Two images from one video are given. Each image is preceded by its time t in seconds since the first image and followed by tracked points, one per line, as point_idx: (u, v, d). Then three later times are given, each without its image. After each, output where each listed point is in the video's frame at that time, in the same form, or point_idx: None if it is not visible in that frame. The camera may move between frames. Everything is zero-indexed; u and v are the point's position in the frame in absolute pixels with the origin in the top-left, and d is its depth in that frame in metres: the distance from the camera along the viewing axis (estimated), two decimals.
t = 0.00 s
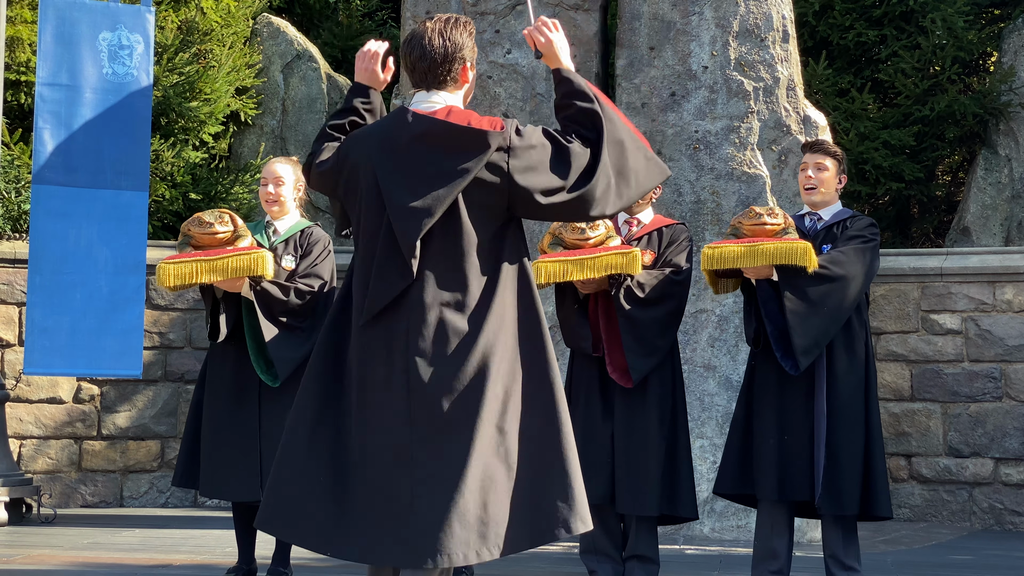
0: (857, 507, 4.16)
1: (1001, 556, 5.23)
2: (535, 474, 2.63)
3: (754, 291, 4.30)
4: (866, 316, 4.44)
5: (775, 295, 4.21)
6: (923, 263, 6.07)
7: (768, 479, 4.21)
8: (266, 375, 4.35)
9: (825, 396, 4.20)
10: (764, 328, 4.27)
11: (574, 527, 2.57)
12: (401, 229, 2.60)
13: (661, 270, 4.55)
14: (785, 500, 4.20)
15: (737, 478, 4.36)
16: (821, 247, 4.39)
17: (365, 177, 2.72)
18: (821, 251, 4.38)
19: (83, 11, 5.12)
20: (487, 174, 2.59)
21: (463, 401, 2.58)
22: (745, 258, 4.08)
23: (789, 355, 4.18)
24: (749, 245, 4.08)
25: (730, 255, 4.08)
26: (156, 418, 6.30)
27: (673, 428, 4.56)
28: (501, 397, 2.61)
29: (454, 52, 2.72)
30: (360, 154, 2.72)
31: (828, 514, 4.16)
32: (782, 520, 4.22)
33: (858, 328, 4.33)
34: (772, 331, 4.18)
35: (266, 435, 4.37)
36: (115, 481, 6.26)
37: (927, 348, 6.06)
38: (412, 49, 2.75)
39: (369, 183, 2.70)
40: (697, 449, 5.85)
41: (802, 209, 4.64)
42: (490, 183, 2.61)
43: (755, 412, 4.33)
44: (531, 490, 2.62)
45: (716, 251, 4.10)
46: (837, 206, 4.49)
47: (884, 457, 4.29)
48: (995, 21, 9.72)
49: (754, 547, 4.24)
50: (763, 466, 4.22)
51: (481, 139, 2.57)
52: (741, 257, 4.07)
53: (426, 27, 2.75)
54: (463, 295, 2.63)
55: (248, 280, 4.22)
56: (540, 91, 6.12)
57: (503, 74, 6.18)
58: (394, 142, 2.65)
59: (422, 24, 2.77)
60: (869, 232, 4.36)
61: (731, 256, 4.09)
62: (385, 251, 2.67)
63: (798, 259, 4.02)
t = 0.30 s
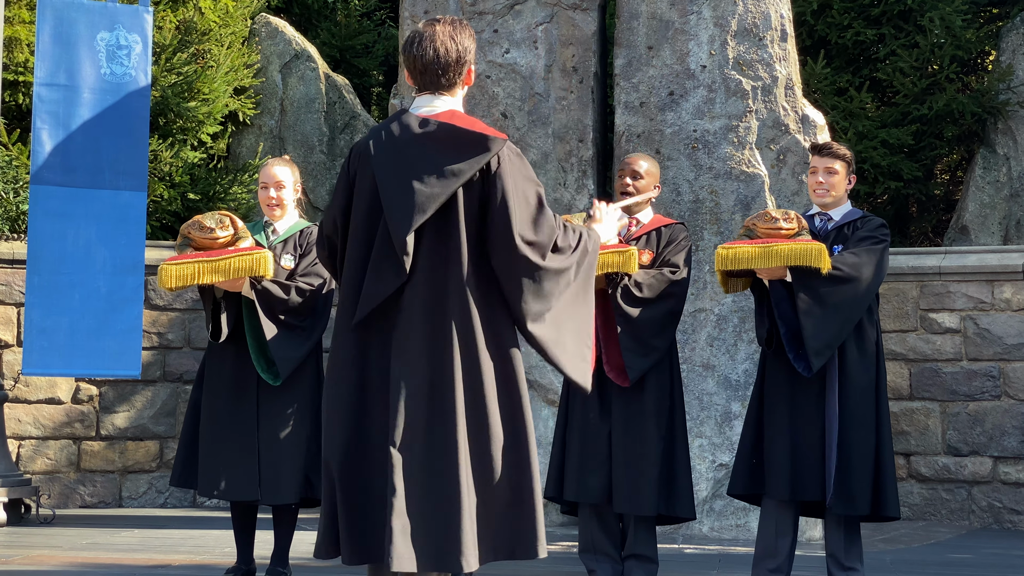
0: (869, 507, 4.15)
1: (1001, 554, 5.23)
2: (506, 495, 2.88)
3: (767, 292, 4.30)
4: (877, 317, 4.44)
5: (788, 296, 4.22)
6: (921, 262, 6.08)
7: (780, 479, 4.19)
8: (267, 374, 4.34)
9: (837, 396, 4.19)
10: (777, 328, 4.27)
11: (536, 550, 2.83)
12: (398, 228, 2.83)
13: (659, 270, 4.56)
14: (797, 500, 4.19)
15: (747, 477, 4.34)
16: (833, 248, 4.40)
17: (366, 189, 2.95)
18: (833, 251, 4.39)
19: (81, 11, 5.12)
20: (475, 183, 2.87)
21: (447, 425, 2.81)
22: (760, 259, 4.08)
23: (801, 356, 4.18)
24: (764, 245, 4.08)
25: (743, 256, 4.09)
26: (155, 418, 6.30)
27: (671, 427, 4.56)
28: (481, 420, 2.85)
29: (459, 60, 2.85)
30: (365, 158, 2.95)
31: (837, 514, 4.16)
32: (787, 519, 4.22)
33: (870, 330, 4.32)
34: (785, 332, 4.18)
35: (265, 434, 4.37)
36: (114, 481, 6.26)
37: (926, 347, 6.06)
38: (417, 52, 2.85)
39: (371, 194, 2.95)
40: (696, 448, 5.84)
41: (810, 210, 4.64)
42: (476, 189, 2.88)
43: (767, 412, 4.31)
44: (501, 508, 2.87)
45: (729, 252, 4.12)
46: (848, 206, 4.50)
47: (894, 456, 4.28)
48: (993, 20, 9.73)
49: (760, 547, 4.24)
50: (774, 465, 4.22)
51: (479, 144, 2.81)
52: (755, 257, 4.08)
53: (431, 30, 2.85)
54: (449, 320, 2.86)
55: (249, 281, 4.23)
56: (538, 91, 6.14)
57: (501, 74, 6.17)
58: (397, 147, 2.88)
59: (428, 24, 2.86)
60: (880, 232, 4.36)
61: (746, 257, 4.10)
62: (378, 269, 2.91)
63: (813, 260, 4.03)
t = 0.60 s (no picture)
0: (879, 505, 4.16)
1: (1000, 554, 5.24)
2: (484, 492, 2.86)
3: (775, 292, 4.27)
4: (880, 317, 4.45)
5: (797, 296, 4.21)
6: (920, 261, 6.08)
7: (791, 478, 4.18)
8: (267, 375, 4.34)
9: (847, 395, 4.19)
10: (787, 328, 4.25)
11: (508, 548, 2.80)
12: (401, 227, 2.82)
13: (657, 270, 4.56)
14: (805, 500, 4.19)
15: (753, 476, 4.32)
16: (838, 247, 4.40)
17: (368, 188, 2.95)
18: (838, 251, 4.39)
19: (78, 11, 5.12)
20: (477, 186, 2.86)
21: (441, 419, 2.79)
22: (770, 258, 4.08)
23: (812, 355, 4.16)
24: (774, 245, 4.08)
25: (754, 255, 4.08)
26: (153, 419, 6.30)
27: (669, 428, 4.57)
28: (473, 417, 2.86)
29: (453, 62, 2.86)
30: (365, 158, 2.95)
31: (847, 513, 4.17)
32: (791, 518, 4.22)
33: (877, 329, 4.33)
34: (796, 332, 4.16)
35: (263, 435, 4.37)
36: (112, 482, 6.26)
37: (924, 346, 6.06)
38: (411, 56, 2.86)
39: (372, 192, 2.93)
40: (695, 447, 5.84)
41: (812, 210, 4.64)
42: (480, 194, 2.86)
43: (775, 412, 4.29)
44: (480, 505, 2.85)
45: (740, 251, 4.11)
46: (851, 206, 4.50)
47: (901, 455, 4.30)
48: (991, 19, 9.73)
49: (763, 546, 4.23)
50: (783, 464, 4.21)
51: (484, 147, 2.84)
52: (767, 256, 4.08)
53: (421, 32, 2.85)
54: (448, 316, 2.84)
55: (248, 282, 4.24)
56: (536, 91, 6.15)
57: (499, 73, 6.17)
58: (399, 146, 2.89)
59: (418, 26, 2.86)
60: (885, 232, 4.38)
61: (756, 257, 4.10)
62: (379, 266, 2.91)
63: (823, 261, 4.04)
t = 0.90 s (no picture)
0: (881, 505, 4.18)
1: (997, 553, 5.24)
2: (500, 482, 2.96)
3: (776, 291, 4.26)
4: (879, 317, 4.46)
5: (800, 296, 4.21)
6: (917, 260, 6.08)
7: (794, 479, 4.18)
8: (267, 375, 4.35)
9: (852, 396, 4.18)
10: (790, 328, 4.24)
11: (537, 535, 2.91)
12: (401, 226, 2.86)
13: (655, 269, 4.56)
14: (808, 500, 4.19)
15: (755, 476, 4.31)
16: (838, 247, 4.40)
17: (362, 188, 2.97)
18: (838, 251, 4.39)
19: (75, 11, 5.11)
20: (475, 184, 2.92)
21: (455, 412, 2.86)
22: (774, 258, 4.08)
23: (816, 355, 4.17)
24: (777, 244, 4.08)
25: (758, 255, 4.08)
26: (151, 419, 6.30)
27: (667, 428, 4.57)
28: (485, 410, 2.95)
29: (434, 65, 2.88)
30: (358, 158, 2.97)
31: (848, 512, 4.18)
32: (792, 518, 4.23)
33: (878, 329, 4.34)
34: (799, 331, 4.16)
35: (261, 436, 4.37)
36: (110, 482, 6.26)
37: (922, 345, 6.07)
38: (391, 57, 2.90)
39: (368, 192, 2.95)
40: (693, 447, 5.84)
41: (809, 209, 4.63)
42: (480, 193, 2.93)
43: (777, 412, 4.29)
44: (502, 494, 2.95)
45: (743, 251, 4.11)
46: (849, 206, 4.51)
47: (903, 453, 4.32)
48: (988, 18, 9.73)
49: (763, 545, 4.23)
50: (786, 465, 4.21)
51: (477, 141, 2.88)
52: (770, 256, 4.08)
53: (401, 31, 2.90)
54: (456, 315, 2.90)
55: (247, 283, 4.23)
56: (534, 90, 6.14)
57: (497, 73, 6.16)
58: (392, 145, 2.90)
59: (400, 27, 2.90)
60: (883, 232, 4.38)
61: (760, 257, 4.09)
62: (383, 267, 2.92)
63: (827, 260, 4.04)
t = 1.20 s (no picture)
0: (878, 502, 4.17)
1: (997, 550, 5.24)
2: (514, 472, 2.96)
3: (772, 288, 4.26)
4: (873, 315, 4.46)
5: (798, 294, 4.21)
6: (915, 258, 6.08)
7: (791, 477, 4.18)
8: (268, 376, 4.35)
9: (848, 394, 4.19)
10: (787, 326, 4.23)
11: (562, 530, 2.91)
12: (405, 217, 2.90)
13: (654, 268, 4.56)
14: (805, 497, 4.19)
15: (752, 475, 4.31)
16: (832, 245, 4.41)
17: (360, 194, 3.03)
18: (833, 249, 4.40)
19: (73, 13, 5.11)
20: (471, 182, 3.01)
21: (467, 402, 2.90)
22: (774, 256, 4.07)
23: (815, 352, 4.16)
24: (778, 242, 4.07)
25: (757, 253, 4.07)
26: (150, 420, 6.30)
27: (667, 426, 4.57)
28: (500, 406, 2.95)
29: (421, 74, 3.01)
30: (353, 161, 3.03)
31: (845, 509, 4.18)
32: (789, 516, 4.23)
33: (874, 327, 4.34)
34: (798, 328, 4.15)
35: (261, 436, 4.37)
36: (109, 483, 6.25)
37: (920, 343, 6.07)
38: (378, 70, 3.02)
39: (366, 194, 3.01)
40: (692, 445, 5.84)
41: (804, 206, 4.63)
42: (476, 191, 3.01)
43: (772, 411, 4.29)
44: (524, 491, 2.94)
45: (742, 249, 4.09)
46: (843, 203, 4.51)
47: (899, 451, 4.32)
48: (985, 16, 9.74)
49: (762, 543, 4.24)
50: (783, 463, 4.21)
51: (471, 137, 3.00)
52: (769, 254, 4.06)
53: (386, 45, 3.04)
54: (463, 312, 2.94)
55: (247, 284, 4.23)
56: (531, 90, 6.15)
57: (495, 72, 6.17)
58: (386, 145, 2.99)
59: (387, 41, 3.04)
60: (877, 229, 4.39)
61: (760, 255, 4.08)
62: (388, 266, 2.95)
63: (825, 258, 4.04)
